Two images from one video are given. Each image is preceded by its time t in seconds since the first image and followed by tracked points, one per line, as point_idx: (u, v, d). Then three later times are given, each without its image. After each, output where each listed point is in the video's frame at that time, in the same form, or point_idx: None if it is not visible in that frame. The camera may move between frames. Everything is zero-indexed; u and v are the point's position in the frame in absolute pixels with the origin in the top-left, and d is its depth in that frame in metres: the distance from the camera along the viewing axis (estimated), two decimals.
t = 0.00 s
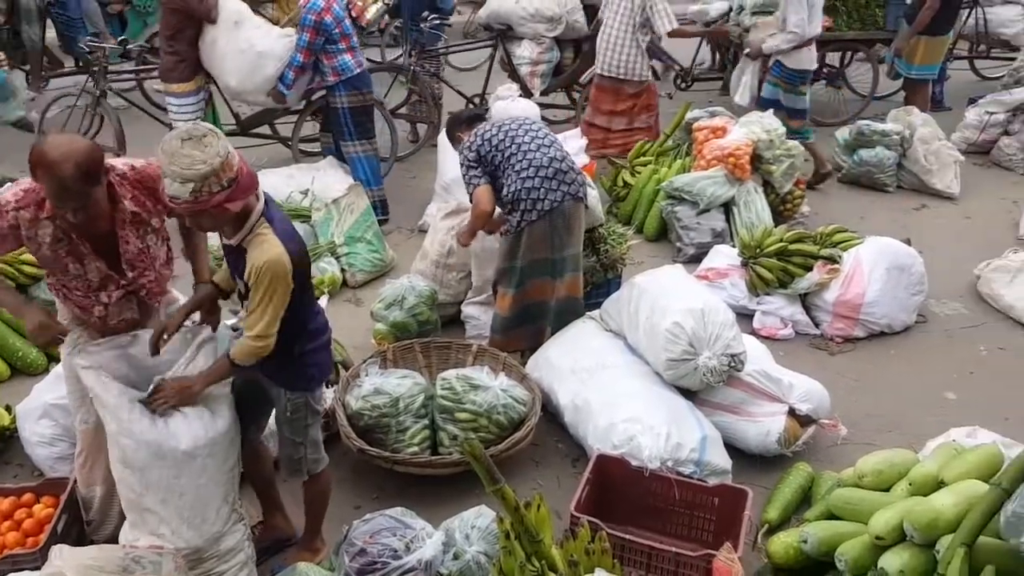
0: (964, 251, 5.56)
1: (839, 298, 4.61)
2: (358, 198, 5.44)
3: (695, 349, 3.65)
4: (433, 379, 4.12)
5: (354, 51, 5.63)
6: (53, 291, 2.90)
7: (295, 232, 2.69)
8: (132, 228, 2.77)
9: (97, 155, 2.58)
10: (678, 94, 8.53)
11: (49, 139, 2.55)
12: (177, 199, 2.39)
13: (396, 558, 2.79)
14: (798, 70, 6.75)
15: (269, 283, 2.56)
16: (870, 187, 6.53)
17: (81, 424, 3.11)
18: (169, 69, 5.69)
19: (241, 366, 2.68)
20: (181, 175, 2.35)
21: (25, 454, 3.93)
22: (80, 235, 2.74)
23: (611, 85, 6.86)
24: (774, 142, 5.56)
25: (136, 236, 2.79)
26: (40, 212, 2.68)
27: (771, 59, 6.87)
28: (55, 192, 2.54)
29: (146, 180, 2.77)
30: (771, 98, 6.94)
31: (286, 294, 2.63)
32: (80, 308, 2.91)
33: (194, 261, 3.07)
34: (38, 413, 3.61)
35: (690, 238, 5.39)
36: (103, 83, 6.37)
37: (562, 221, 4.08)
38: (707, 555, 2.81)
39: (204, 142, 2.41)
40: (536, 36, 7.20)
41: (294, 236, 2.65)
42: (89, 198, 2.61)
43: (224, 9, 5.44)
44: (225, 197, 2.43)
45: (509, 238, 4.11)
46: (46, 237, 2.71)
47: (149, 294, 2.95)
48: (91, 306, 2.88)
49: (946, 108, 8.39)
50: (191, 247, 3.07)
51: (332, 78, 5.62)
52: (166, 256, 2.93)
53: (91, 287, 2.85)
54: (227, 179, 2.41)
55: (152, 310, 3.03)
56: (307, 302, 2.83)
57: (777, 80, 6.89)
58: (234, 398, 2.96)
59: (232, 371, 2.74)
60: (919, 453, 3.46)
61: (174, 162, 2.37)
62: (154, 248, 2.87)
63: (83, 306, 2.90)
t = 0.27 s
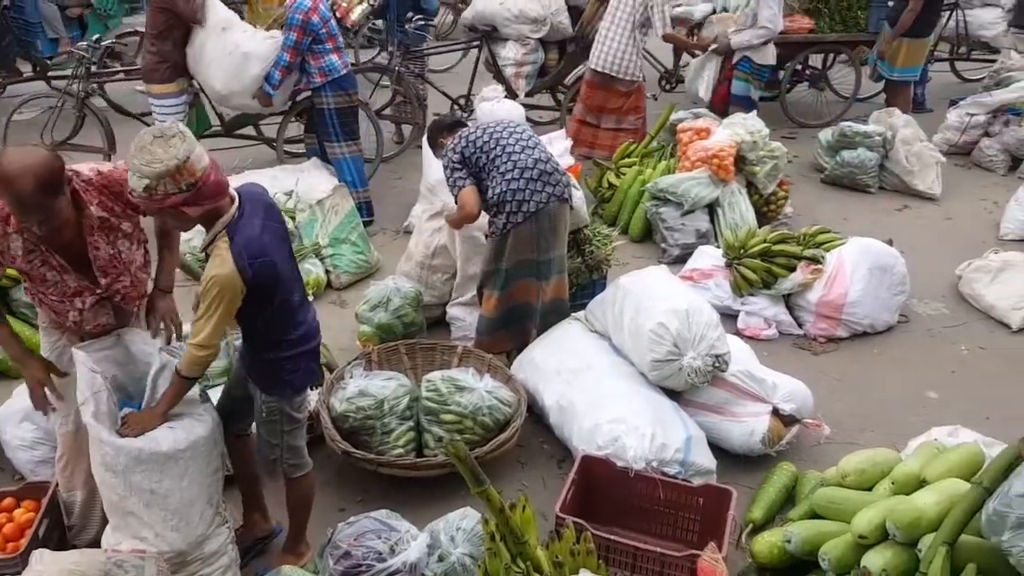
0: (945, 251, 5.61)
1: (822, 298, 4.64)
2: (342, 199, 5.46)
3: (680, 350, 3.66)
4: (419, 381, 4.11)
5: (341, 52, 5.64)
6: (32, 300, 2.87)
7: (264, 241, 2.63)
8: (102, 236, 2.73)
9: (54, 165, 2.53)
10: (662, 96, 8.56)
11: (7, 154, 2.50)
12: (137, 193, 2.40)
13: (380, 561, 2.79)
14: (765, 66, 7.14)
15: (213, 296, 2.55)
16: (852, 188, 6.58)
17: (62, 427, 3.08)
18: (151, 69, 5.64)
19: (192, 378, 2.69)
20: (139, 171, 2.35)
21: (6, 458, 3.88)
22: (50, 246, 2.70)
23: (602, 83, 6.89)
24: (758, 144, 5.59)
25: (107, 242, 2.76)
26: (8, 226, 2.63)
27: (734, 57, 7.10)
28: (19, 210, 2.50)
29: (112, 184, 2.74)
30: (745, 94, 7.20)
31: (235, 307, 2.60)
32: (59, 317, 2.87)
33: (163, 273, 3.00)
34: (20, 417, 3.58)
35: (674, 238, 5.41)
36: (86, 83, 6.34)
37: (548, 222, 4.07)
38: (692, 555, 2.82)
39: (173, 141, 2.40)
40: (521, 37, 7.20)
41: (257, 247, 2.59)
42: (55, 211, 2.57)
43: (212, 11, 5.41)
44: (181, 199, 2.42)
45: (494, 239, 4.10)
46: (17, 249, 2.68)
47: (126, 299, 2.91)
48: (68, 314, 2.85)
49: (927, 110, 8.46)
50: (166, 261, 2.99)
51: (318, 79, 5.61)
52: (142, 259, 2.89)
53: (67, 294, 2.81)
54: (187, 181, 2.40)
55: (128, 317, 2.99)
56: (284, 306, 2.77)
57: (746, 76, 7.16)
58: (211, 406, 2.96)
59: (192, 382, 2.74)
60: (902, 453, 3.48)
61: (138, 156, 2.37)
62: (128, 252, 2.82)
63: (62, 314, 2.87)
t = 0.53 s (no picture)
0: (927, 253, 5.65)
1: (805, 299, 4.66)
2: (326, 201, 5.43)
3: (664, 351, 3.67)
4: (404, 383, 4.10)
5: (324, 55, 5.58)
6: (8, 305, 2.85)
7: (246, 240, 2.60)
8: (76, 239, 2.71)
9: (31, 164, 2.48)
10: (647, 97, 8.59)
11: None
12: (115, 178, 2.43)
13: (365, 564, 2.79)
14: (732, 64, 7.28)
15: (185, 287, 2.54)
16: (835, 190, 6.62)
17: (43, 430, 3.05)
18: (134, 67, 5.68)
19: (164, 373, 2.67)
20: (117, 156, 2.38)
21: None
22: (25, 250, 2.68)
23: (590, 85, 6.85)
24: (741, 146, 5.62)
25: (82, 246, 2.74)
26: None
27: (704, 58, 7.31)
28: None
29: (90, 187, 2.68)
30: (717, 93, 7.40)
31: (207, 301, 2.58)
32: (36, 322, 2.85)
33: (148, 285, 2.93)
34: None
35: (659, 240, 5.43)
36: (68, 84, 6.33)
37: (533, 223, 4.07)
38: (676, 556, 2.82)
39: (154, 128, 2.42)
40: (506, 38, 7.19)
41: (235, 244, 2.58)
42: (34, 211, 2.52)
43: (205, 18, 5.46)
44: (154, 186, 2.41)
45: (479, 241, 4.10)
46: None
47: (102, 302, 2.89)
48: (44, 319, 2.83)
49: (908, 112, 8.53)
50: (150, 271, 2.93)
51: (301, 82, 5.57)
52: (118, 262, 2.88)
53: (43, 299, 2.79)
54: (163, 168, 2.41)
55: (108, 321, 2.97)
56: (268, 309, 2.75)
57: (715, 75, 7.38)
58: (192, 410, 2.92)
59: (165, 378, 2.72)
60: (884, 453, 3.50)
61: (118, 142, 2.40)
62: (103, 256, 2.81)
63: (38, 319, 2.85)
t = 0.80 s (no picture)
0: (911, 253, 5.69)
1: (791, 299, 4.68)
2: (313, 202, 5.39)
3: (651, 351, 3.67)
4: (390, 384, 4.09)
5: (301, 53, 5.58)
6: None
7: (244, 226, 2.61)
8: (65, 241, 2.68)
9: (22, 164, 2.46)
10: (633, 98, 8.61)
11: None
12: (119, 150, 2.53)
13: (351, 567, 2.78)
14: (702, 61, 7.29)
15: (194, 264, 2.52)
16: (820, 191, 6.66)
17: (25, 432, 3.02)
18: (126, 66, 5.55)
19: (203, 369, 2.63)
20: (122, 126, 2.49)
21: None
22: (13, 253, 2.65)
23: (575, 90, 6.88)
24: (727, 146, 5.64)
25: (70, 249, 2.71)
26: None
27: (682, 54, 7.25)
28: None
29: (78, 189, 2.66)
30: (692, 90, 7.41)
31: (218, 275, 2.56)
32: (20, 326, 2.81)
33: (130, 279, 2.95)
34: None
35: (646, 241, 5.44)
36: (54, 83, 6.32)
37: (520, 225, 4.07)
38: (663, 556, 2.82)
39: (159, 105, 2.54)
40: (493, 39, 7.19)
41: (235, 228, 2.57)
42: (25, 211, 2.49)
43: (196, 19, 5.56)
44: (149, 154, 2.48)
45: (466, 242, 4.09)
46: None
47: (90, 306, 2.86)
48: (30, 323, 2.79)
49: (893, 113, 8.58)
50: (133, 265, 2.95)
51: (279, 81, 5.56)
52: (104, 265, 2.86)
53: (29, 303, 2.75)
54: (162, 140, 2.48)
55: (95, 325, 2.93)
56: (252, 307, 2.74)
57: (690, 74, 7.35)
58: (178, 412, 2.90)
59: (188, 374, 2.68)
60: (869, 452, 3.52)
61: (125, 118, 2.51)
62: (91, 258, 2.78)
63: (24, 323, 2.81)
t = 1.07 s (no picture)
0: (888, 254, 5.74)
1: (770, 300, 4.71)
2: (291, 204, 5.29)
3: (632, 353, 3.68)
4: (371, 388, 4.07)
5: (275, 53, 5.57)
6: None
7: (239, 215, 2.70)
8: (38, 253, 2.64)
9: None
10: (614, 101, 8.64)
11: None
12: (128, 125, 2.68)
13: (332, 572, 2.77)
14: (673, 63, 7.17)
15: (203, 242, 2.60)
16: (799, 192, 6.70)
17: None
18: (117, 66, 5.81)
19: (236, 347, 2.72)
20: (131, 101, 2.66)
21: None
22: None
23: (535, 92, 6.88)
24: (707, 148, 5.66)
25: (44, 260, 2.67)
26: None
27: (654, 57, 7.11)
28: None
29: (55, 203, 2.63)
30: (665, 94, 7.27)
31: (217, 250, 2.63)
32: None
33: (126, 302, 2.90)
34: None
35: (627, 242, 5.45)
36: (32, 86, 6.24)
37: (500, 228, 4.06)
38: (645, 558, 2.83)
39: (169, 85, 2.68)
40: (473, 41, 7.20)
41: (232, 214, 2.66)
42: None
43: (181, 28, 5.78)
44: (151, 130, 2.62)
45: (446, 244, 4.08)
46: None
47: (65, 315, 2.81)
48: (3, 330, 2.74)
49: (870, 116, 8.66)
50: (127, 289, 2.90)
51: (255, 83, 5.53)
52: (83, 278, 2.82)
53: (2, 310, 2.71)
54: (164, 117, 2.62)
55: (69, 332, 2.88)
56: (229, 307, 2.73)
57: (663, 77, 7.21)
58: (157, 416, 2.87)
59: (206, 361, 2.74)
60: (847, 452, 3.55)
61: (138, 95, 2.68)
62: (67, 271, 2.74)
63: None
